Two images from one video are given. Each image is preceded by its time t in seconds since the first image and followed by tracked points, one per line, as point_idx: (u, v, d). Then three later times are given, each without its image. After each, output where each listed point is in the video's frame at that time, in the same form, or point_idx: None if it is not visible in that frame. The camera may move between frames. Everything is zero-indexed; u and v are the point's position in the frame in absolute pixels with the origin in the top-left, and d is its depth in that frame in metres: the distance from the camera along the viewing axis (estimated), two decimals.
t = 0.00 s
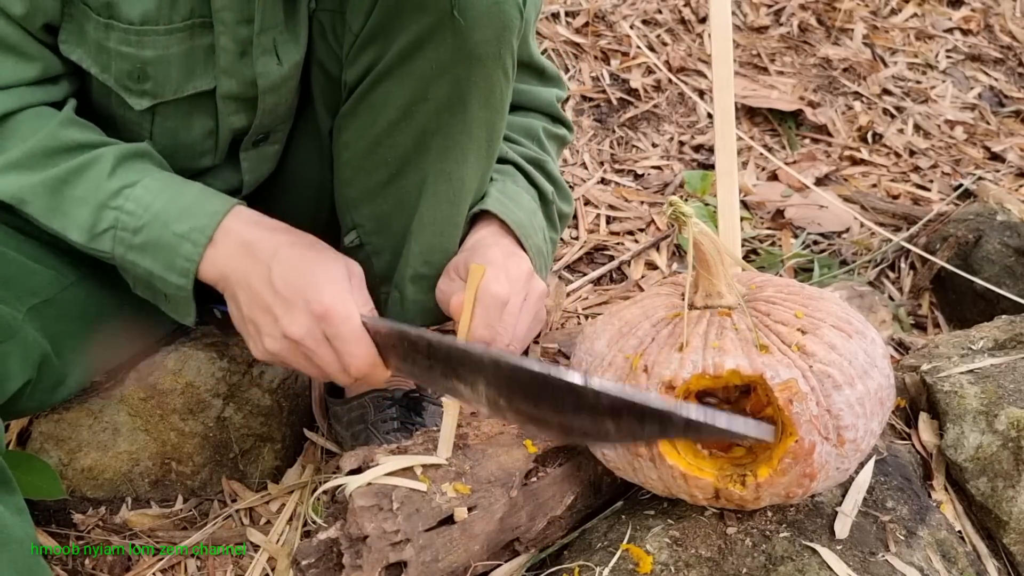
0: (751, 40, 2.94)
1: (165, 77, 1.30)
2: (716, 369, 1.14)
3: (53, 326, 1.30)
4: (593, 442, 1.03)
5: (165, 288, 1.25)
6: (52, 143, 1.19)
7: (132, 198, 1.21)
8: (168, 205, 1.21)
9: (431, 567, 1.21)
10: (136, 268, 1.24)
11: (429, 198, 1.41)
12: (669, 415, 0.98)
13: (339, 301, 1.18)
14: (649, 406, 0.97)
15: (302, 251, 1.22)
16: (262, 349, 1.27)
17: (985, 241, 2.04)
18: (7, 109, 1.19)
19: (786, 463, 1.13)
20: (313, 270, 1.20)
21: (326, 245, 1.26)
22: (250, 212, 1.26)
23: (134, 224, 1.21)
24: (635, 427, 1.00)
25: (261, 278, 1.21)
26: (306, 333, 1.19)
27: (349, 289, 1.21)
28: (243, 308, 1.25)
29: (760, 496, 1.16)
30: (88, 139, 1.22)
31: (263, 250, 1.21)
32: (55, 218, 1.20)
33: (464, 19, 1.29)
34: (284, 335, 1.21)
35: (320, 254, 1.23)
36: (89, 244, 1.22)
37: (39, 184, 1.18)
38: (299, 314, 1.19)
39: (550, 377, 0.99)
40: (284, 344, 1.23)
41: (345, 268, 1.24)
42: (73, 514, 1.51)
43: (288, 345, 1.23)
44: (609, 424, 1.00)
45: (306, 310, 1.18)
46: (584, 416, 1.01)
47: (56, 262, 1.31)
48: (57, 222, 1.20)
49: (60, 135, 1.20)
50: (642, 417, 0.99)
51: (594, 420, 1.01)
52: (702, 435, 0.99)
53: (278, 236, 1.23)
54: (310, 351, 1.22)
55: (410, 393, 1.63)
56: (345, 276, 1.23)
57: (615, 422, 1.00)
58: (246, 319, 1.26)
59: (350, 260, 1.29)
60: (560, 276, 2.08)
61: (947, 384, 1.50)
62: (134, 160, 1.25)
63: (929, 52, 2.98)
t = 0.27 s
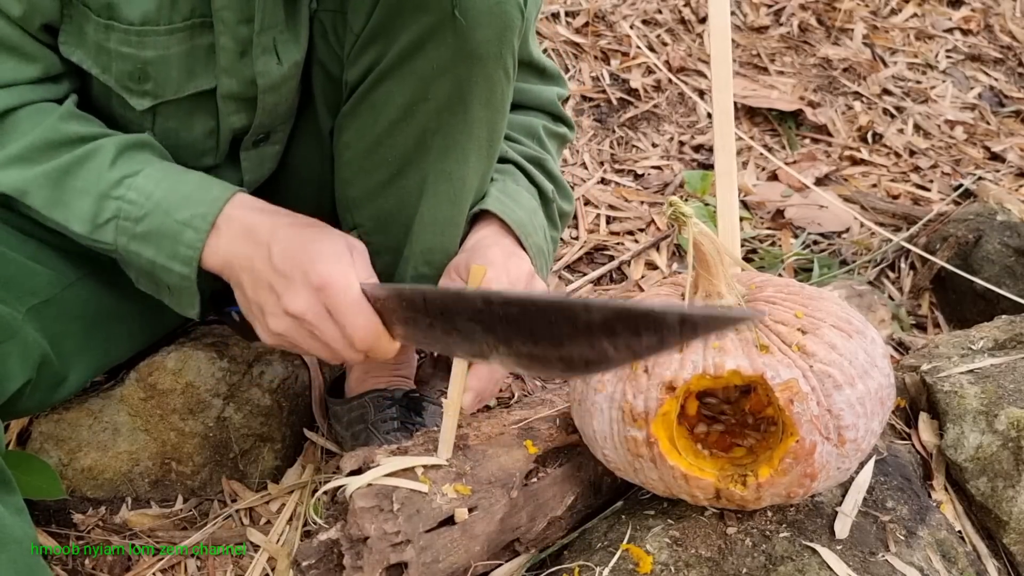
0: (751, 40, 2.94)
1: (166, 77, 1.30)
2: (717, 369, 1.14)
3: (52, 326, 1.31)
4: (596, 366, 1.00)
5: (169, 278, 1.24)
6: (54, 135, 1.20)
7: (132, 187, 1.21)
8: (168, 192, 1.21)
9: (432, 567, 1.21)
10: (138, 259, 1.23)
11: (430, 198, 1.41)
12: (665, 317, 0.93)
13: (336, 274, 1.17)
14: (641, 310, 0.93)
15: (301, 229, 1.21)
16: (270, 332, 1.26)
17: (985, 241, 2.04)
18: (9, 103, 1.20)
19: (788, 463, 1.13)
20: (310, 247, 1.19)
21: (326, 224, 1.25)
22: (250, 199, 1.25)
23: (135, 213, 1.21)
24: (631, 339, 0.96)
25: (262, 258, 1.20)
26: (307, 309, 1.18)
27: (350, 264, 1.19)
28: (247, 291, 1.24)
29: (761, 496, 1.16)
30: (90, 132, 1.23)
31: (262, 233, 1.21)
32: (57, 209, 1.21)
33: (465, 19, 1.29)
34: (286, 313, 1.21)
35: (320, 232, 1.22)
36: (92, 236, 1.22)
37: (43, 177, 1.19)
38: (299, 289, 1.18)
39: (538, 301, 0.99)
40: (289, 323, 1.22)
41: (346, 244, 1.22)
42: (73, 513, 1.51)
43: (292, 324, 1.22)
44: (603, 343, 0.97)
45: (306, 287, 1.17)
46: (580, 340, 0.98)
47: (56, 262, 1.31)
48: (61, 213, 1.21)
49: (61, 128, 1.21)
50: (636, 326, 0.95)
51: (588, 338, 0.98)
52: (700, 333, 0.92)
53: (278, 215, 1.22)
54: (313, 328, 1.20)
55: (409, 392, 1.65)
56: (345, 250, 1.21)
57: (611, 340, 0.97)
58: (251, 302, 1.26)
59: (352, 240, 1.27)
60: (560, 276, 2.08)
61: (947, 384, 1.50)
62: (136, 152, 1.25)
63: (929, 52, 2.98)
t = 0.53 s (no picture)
0: (751, 40, 2.94)
1: (169, 77, 1.30)
2: (717, 368, 1.14)
3: (53, 326, 1.30)
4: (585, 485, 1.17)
5: (168, 306, 1.24)
6: (69, 156, 1.19)
7: (146, 215, 1.20)
8: (182, 225, 1.21)
9: (432, 567, 1.21)
10: (141, 283, 1.23)
11: (431, 199, 1.41)
12: (669, 466, 1.11)
13: (353, 334, 1.19)
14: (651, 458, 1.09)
15: (319, 279, 1.23)
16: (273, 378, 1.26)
17: (985, 241, 2.04)
18: (21, 118, 1.19)
19: (788, 463, 1.13)
20: (328, 304, 1.20)
21: (341, 277, 1.27)
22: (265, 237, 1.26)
23: (147, 241, 1.20)
24: (632, 476, 1.14)
25: (276, 307, 1.21)
26: (317, 363, 1.19)
27: (364, 324, 1.22)
28: (256, 333, 1.24)
29: (761, 496, 1.16)
30: (103, 154, 1.22)
31: (281, 279, 1.22)
32: (66, 228, 1.20)
33: (467, 20, 1.29)
34: (295, 364, 1.21)
35: (335, 285, 1.24)
36: (99, 257, 1.22)
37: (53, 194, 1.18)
38: (310, 342, 1.19)
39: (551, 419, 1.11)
40: (295, 372, 1.23)
41: (362, 303, 1.24)
42: (73, 514, 1.51)
43: (299, 374, 1.22)
44: (607, 471, 1.14)
45: (322, 342, 1.19)
46: (582, 460, 1.13)
47: (56, 262, 1.31)
48: (68, 231, 1.20)
49: (75, 148, 1.20)
50: (640, 466, 1.12)
51: (592, 462, 1.13)
52: (699, 487, 1.12)
53: (293, 264, 1.24)
54: (319, 382, 1.21)
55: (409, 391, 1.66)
56: (359, 309, 1.23)
57: (612, 470, 1.14)
58: (258, 343, 1.25)
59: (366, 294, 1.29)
60: (560, 276, 2.08)
61: (947, 384, 1.50)
62: (149, 177, 1.25)
63: (929, 52, 2.98)
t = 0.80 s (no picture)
0: (751, 40, 2.94)
1: (169, 76, 1.30)
2: (718, 368, 1.14)
3: (52, 326, 1.31)
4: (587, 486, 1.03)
5: (164, 304, 1.24)
6: (56, 154, 1.19)
7: (133, 214, 1.20)
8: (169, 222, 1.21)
9: (433, 568, 1.21)
10: (135, 282, 1.23)
11: (432, 198, 1.41)
12: (660, 474, 0.97)
13: (338, 333, 1.17)
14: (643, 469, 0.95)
15: (303, 278, 1.21)
16: (263, 377, 1.27)
17: (985, 241, 2.04)
18: (12, 117, 1.18)
19: (789, 463, 1.13)
20: (312, 303, 1.18)
21: (325, 269, 1.25)
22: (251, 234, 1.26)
23: (135, 240, 1.20)
24: (625, 480, 0.99)
25: (262, 304, 1.20)
26: (307, 365, 1.19)
27: (351, 320, 1.20)
28: (244, 333, 1.24)
29: (763, 496, 1.16)
30: (92, 152, 1.22)
31: (266, 279, 1.20)
32: (57, 229, 1.20)
33: (467, 20, 1.29)
34: (283, 364, 1.21)
35: (319, 280, 1.22)
36: (90, 258, 1.22)
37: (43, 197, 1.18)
38: (298, 343, 1.18)
39: (547, 428, 0.98)
40: (285, 373, 1.23)
41: (347, 296, 1.23)
42: (73, 514, 1.51)
43: (288, 374, 1.22)
44: (602, 476, 1.00)
45: (307, 344, 1.18)
46: (578, 465, 1.00)
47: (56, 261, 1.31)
48: (60, 234, 1.20)
49: (64, 146, 1.20)
50: (633, 475, 0.98)
51: (586, 471, 1.00)
52: (692, 496, 0.99)
53: (279, 261, 1.22)
54: (309, 380, 1.21)
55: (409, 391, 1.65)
56: (345, 303, 1.21)
57: (607, 475, 0.99)
58: (248, 344, 1.26)
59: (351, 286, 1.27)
60: (560, 276, 2.08)
61: (947, 384, 1.50)
62: (137, 175, 1.24)
63: (929, 52, 2.98)
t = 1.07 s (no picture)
0: (751, 40, 2.94)
1: (167, 79, 1.30)
2: (718, 368, 1.14)
3: (52, 326, 1.30)
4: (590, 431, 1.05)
5: (168, 296, 1.24)
6: (59, 147, 1.20)
7: (137, 205, 1.20)
8: (172, 213, 1.20)
9: (433, 568, 1.21)
10: (138, 274, 1.23)
11: (432, 198, 1.41)
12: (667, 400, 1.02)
13: (341, 312, 1.18)
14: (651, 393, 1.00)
15: (304, 262, 1.22)
16: (268, 365, 1.27)
17: (985, 241, 2.04)
18: (13, 112, 1.19)
19: (789, 463, 1.13)
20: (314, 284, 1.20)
21: (326, 256, 1.26)
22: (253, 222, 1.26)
23: (139, 231, 1.20)
24: (632, 412, 1.02)
25: (265, 289, 1.21)
26: (310, 345, 1.19)
27: (352, 299, 1.21)
28: (248, 321, 1.24)
29: (762, 496, 1.16)
30: (94, 145, 1.22)
31: (267, 264, 1.21)
32: (60, 221, 1.20)
33: (468, 19, 1.29)
34: (288, 348, 1.21)
35: (321, 264, 1.23)
36: (93, 250, 1.22)
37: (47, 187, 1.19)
38: (302, 324, 1.19)
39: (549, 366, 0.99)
40: (289, 359, 1.23)
41: (348, 279, 1.24)
42: (73, 514, 1.51)
43: (293, 359, 1.23)
44: (607, 413, 1.03)
45: (310, 324, 1.19)
46: (581, 403, 1.02)
47: (55, 262, 1.31)
48: (63, 225, 1.20)
49: (66, 139, 1.20)
50: (640, 399, 1.01)
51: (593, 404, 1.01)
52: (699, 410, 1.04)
53: (281, 248, 1.23)
54: (314, 364, 1.21)
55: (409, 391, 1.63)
56: (347, 286, 1.22)
57: (612, 408, 1.02)
58: (251, 333, 1.26)
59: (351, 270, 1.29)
60: (560, 276, 2.08)
61: (947, 384, 1.50)
62: (140, 168, 1.25)
63: (929, 52, 2.98)
